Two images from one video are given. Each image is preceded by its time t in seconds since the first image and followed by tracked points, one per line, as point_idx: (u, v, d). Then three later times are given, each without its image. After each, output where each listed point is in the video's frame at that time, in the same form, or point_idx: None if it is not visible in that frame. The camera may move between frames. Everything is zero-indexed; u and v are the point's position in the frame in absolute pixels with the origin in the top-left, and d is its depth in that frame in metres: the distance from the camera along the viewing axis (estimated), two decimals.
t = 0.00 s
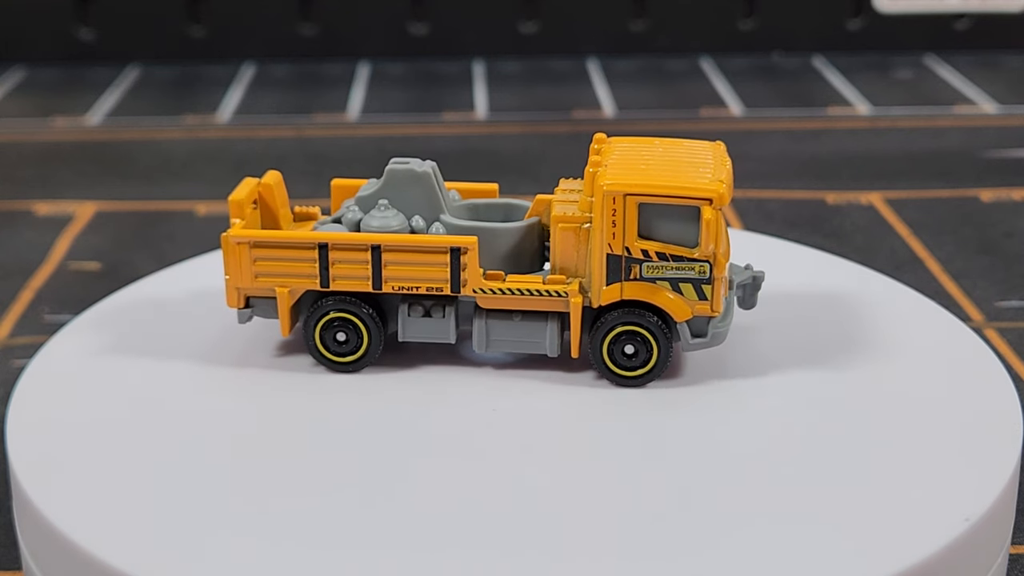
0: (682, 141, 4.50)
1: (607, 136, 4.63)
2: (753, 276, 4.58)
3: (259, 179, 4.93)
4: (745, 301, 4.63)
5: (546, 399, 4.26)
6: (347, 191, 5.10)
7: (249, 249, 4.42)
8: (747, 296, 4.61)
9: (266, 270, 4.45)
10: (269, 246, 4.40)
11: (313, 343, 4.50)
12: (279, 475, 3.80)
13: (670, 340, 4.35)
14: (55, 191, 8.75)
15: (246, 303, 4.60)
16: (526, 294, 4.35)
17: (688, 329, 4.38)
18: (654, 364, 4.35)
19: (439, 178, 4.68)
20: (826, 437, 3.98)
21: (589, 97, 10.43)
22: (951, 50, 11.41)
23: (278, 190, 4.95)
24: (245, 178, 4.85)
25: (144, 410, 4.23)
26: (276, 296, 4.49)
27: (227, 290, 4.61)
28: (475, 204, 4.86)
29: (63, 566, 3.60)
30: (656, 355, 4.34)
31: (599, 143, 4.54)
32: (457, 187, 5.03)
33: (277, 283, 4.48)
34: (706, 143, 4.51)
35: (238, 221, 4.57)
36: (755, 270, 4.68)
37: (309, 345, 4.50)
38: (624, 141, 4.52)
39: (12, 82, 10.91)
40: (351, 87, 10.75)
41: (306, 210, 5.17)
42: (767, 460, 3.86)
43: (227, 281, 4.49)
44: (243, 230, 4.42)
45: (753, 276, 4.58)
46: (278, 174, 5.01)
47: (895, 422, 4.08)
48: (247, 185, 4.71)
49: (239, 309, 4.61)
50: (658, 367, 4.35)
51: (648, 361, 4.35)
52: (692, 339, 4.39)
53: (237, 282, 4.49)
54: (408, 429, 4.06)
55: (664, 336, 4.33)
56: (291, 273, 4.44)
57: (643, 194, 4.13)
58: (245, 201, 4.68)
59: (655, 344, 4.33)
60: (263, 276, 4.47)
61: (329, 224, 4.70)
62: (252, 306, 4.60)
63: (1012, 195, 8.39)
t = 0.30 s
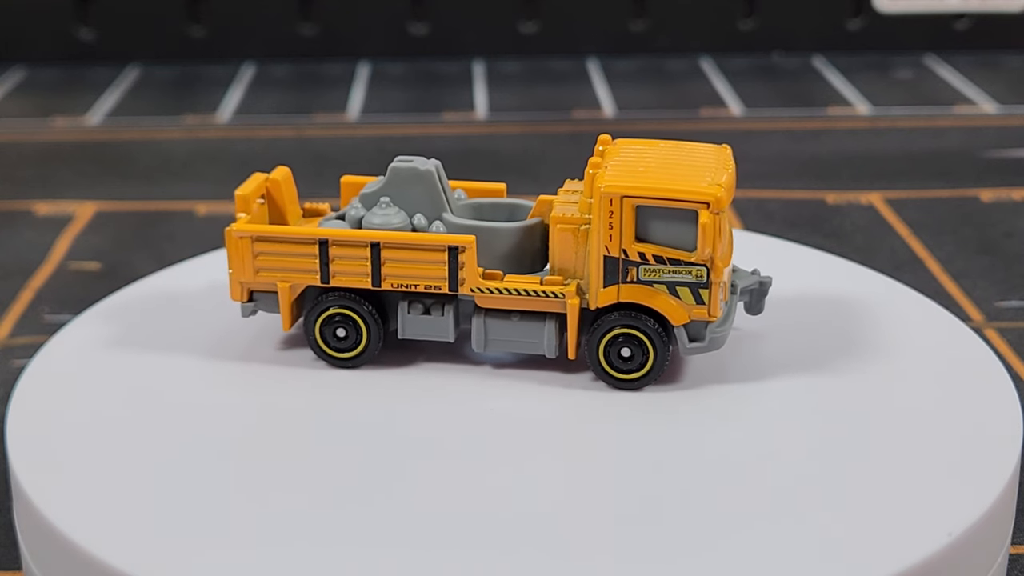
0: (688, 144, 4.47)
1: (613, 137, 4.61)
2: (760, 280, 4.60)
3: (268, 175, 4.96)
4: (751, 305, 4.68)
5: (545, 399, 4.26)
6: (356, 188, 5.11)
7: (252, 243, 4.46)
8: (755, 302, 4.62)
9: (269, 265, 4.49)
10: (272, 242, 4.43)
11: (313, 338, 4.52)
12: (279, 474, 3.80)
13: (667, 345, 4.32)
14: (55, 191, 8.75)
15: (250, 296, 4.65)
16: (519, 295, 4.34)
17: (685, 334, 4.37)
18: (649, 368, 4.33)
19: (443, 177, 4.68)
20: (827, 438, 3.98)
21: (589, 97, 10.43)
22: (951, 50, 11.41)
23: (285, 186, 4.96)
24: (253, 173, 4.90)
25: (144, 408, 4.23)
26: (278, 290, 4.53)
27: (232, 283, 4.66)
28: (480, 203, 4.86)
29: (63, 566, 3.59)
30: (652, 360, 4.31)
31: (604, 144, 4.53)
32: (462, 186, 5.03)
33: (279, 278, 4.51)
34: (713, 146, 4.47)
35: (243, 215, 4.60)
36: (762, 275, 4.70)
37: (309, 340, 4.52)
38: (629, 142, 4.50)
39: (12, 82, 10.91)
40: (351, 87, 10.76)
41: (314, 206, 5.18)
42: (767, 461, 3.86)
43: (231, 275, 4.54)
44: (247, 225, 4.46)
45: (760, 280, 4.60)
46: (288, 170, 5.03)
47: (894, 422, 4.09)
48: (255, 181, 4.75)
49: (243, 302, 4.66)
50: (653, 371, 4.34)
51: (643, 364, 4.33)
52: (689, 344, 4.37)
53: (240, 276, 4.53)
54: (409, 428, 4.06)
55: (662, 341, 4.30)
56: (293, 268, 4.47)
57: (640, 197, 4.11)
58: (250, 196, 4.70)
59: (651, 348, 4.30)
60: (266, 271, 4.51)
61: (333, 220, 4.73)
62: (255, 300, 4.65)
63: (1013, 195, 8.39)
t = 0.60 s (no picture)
0: (694, 148, 4.43)
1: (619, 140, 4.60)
2: (766, 286, 4.57)
3: (277, 170, 4.97)
4: (757, 311, 4.61)
5: (544, 400, 4.27)
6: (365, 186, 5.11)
7: (255, 238, 4.50)
8: (762, 307, 4.60)
9: (272, 260, 4.52)
10: (275, 236, 4.47)
11: (313, 333, 4.54)
12: (278, 473, 3.80)
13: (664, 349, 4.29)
14: (55, 191, 8.75)
15: (255, 291, 4.68)
16: (517, 295, 4.34)
17: (683, 338, 4.33)
18: (645, 372, 4.31)
19: (446, 175, 4.68)
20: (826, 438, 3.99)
21: (589, 97, 10.43)
22: (951, 50, 11.41)
23: (294, 181, 4.99)
24: (263, 168, 4.93)
25: (144, 406, 4.23)
26: (281, 285, 4.56)
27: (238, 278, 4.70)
28: (484, 203, 4.87)
29: (63, 566, 3.59)
30: (648, 364, 4.29)
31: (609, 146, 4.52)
32: (468, 185, 5.03)
33: (282, 273, 4.54)
34: (719, 150, 4.44)
35: (249, 209, 4.68)
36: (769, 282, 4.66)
37: (310, 334, 4.54)
38: (634, 145, 4.49)
39: (12, 82, 10.91)
40: (351, 87, 10.76)
41: (324, 203, 5.19)
42: (767, 461, 3.86)
43: (235, 270, 4.58)
44: (252, 220, 4.49)
45: (766, 286, 4.58)
46: (298, 166, 5.05)
47: (894, 421, 4.10)
48: (263, 177, 4.78)
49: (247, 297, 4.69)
50: (649, 376, 4.31)
51: (639, 368, 4.31)
52: (686, 348, 4.33)
53: (244, 270, 4.57)
54: (409, 427, 4.07)
55: (659, 345, 4.27)
56: (295, 263, 4.50)
57: (636, 200, 4.09)
58: (258, 191, 4.77)
59: (647, 352, 4.28)
60: (269, 266, 4.54)
61: (338, 218, 4.76)
62: (259, 294, 4.67)
63: (1012, 195, 8.39)
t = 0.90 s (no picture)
0: (698, 152, 4.39)
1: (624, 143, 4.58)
2: (771, 292, 4.55)
3: (288, 165, 4.98)
4: (763, 318, 4.61)
5: (544, 400, 4.27)
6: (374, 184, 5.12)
7: (260, 233, 4.55)
8: (767, 313, 4.58)
9: (276, 255, 4.57)
10: (279, 232, 4.51)
11: (315, 328, 4.59)
12: (278, 473, 3.80)
13: (659, 354, 4.26)
14: (55, 191, 8.75)
15: (261, 285, 4.73)
16: (514, 295, 4.34)
17: (678, 342, 4.30)
18: (639, 376, 4.28)
19: (451, 174, 4.67)
20: (826, 439, 3.98)
21: (589, 97, 10.43)
22: (951, 50, 11.41)
23: (304, 176, 5.00)
24: (273, 164, 4.95)
25: (144, 405, 4.23)
26: (284, 281, 4.61)
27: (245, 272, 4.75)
28: (489, 202, 4.86)
29: (63, 566, 3.59)
30: (642, 368, 4.26)
31: (613, 148, 4.50)
32: (474, 185, 5.03)
33: (286, 269, 4.59)
34: (724, 155, 4.40)
35: (258, 204, 4.71)
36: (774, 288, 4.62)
37: (312, 329, 4.59)
38: (638, 148, 4.47)
39: (12, 82, 10.91)
40: (351, 87, 10.76)
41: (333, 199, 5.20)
42: (767, 461, 3.86)
43: (242, 264, 4.64)
44: (257, 216, 4.55)
45: (771, 292, 4.54)
46: (309, 162, 5.05)
47: (894, 421, 4.10)
48: (272, 173, 4.80)
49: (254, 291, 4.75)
50: (643, 379, 4.28)
51: (633, 372, 4.28)
52: (681, 353, 4.30)
53: (250, 265, 4.62)
54: (409, 426, 4.07)
55: (654, 350, 4.24)
56: (299, 260, 4.54)
57: (632, 202, 4.07)
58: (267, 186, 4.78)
59: (642, 356, 4.25)
60: (273, 261, 4.59)
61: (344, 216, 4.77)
62: (265, 288, 4.72)
63: (1012, 195, 8.39)
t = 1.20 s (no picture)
0: (702, 155, 4.34)
1: (629, 145, 4.55)
2: (775, 298, 4.49)
3: (298, 162, 4.99)
4: (766, 323, 4.54)
5: (545, 400, 4.27)
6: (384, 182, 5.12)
7: (265, 228, 4.58)
8: (772, 319, 4.51)
9: (280, 250, 4.59)
10: (283, 227, 4.54)
11: (317, 323, 4.61)
12: (276, 473, 3.79)
13: (654, 358, 4.22)
14: (55, 191, 8.75)
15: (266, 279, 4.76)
16: (513, 295, 4.34)
17: (673, 346, 4.26)
18: (633, 379, 4.25)
19: (455, 173, 4.67)
20: (825, 440, 3.98)
21: (589, 97, 10.43)
22: (951, 50, 11.42)
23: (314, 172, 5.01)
24: (283, 160, 4.96)
25: (144, 404, 4.23)
26: (287, 276, 4.64)
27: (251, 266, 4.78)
28: (495, 203, 4.86)
29: (63, 566, 3.58)
30: (636, 372, 4.23)
31: (617, 150, 4.48)
32: (480, 184, 5.03)
33: (290, 264, 4.62)
34: (729, 158, 4.34)
35: (265, 200, 4.72)
36: (779, 292, 4.57)
37: (314, 323, 4.61)
38: (642, 150, 4.44)
39: (12, 82, 10.91)
40: (351, 87, 10.75)
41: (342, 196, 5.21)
42: (766, 461, 3.86)
43: (247, 258, 4.67)
44: (262, 210, 4.57)
45: (775, 298, 4.49)
46: (318, 158, 5.05)
47: (894, 421, 4.10)
48: (280, 169, 4.82)
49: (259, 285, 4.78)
50: (636, 383, 4.25)
51: (628, 375, 4.25)
52: (676, 357, 4.26)
53: (255, 260, 4.65)
54: (408, 426, 4.07)
55: (648, 354, 4.20)
56: (303, 256, 4.56)
57: (628, 204, 4.04)
58: (275, 181, 4.79)
59: (636, 360, 4.22)
60: (278, 256, 4.61)
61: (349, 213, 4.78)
62: (270, 282, 4.75)
63: (1013, 195, 8.39)
